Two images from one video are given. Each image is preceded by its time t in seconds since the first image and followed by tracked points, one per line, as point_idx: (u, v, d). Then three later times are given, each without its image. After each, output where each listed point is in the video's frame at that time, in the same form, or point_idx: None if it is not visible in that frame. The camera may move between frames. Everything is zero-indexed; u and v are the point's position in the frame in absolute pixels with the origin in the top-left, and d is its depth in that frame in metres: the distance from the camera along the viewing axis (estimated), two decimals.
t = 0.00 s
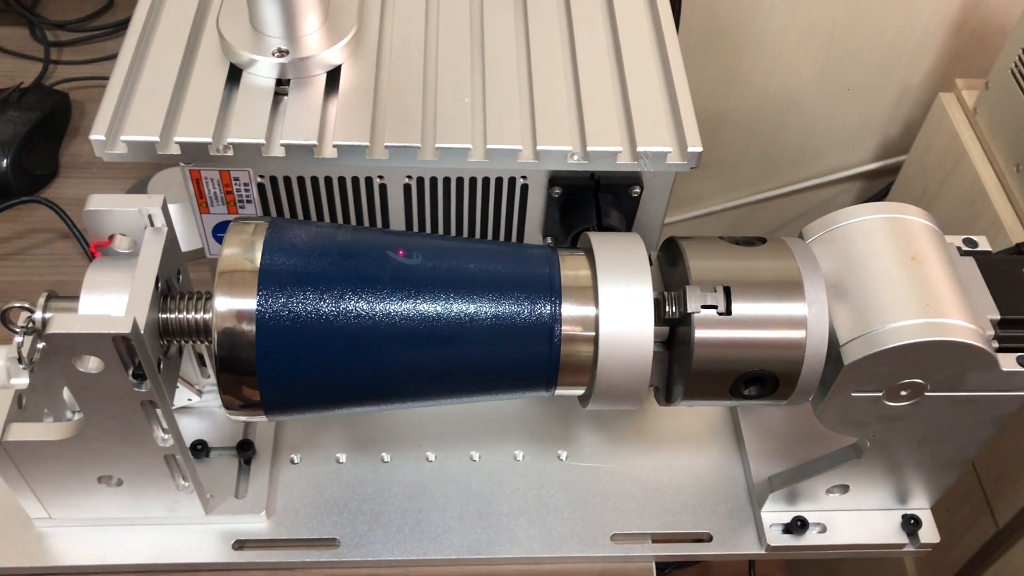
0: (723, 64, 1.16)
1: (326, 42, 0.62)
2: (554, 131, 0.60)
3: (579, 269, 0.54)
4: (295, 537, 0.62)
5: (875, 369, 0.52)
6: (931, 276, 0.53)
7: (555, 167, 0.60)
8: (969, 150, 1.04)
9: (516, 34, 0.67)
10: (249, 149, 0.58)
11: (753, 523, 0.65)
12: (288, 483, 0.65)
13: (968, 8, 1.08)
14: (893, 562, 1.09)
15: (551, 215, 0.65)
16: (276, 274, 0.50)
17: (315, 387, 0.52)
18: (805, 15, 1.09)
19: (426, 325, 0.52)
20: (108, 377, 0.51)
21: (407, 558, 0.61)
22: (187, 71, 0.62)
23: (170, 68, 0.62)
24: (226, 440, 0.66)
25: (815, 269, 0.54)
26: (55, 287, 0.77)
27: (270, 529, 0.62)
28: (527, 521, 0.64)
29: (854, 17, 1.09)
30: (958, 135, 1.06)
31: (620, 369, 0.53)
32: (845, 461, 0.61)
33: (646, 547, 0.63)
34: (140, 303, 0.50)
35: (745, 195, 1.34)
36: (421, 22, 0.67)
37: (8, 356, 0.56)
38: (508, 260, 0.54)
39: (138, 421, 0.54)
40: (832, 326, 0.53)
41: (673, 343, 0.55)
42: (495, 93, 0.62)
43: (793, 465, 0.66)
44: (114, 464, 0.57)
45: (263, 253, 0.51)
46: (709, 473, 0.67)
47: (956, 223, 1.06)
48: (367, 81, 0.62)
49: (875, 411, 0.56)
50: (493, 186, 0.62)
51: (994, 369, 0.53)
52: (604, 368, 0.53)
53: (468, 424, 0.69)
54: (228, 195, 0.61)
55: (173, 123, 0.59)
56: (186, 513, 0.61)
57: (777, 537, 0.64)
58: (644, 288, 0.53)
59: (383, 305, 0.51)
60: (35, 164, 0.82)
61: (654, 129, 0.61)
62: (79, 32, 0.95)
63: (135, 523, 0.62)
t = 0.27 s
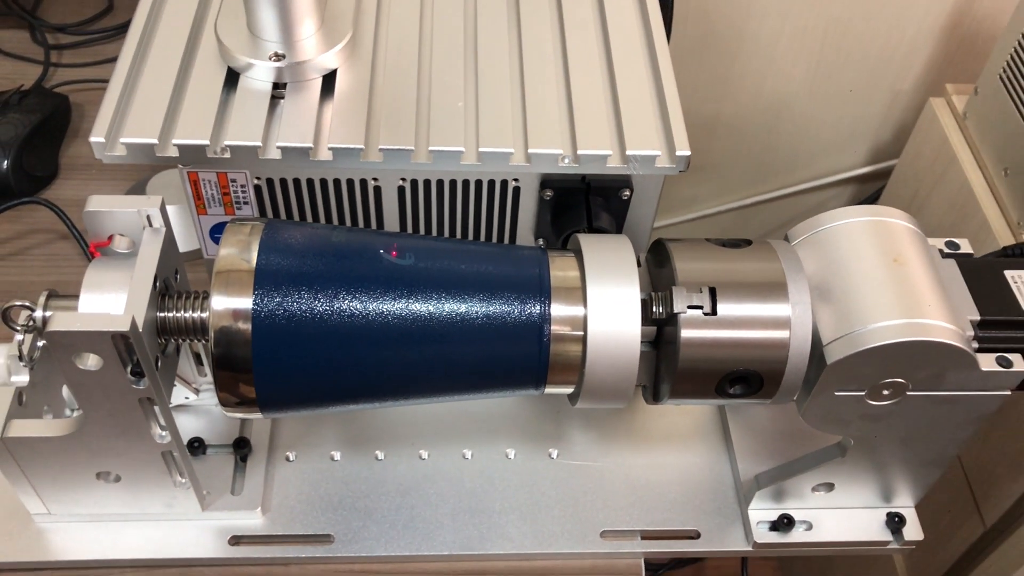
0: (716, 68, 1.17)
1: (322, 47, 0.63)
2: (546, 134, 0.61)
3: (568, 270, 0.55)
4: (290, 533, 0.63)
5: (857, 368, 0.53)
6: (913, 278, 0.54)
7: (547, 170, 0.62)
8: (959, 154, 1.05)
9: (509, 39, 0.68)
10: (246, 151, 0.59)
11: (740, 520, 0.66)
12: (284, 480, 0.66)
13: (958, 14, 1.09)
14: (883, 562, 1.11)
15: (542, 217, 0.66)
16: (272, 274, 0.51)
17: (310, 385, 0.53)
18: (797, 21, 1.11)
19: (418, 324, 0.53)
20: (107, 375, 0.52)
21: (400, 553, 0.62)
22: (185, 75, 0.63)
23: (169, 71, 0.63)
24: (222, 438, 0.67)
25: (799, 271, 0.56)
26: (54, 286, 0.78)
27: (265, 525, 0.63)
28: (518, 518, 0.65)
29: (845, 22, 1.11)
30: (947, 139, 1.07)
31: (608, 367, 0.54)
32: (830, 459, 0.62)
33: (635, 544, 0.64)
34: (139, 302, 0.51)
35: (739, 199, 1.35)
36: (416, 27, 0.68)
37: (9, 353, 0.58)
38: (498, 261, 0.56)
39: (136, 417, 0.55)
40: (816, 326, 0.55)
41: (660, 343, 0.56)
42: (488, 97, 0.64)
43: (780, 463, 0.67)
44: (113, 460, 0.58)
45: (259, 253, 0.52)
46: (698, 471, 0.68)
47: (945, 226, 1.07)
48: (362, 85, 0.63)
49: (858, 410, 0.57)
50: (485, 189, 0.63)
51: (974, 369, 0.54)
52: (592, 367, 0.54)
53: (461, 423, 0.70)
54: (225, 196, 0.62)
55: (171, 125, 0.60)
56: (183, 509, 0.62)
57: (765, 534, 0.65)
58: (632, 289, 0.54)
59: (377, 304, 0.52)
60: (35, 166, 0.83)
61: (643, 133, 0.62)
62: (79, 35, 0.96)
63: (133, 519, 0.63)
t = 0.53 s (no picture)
0: (713, 70, 1.18)
1: (322, 49, 0.64)
2: (542, 136, 0.62)
3: (564, 269, 0.56)
4: (290, 528, 0.64)
5: (847, 365, 0.54)
6: (902, 277, 0.55)
7: (543, 171, 0.63)
8: (953, 156, 1.06)
9: (506, 42, 0.70)
10: (247, 152, 0.60)
11: (734, 516, 0.67)
12: (284, 476, 0.67)
13: (953, 17, 1.10)
14: (879, 560, 1.12)
15: (539, 217, 0.67)
16: (273, 272, 0.52)
17: (310, 381, 0.54)
18: (793, 24, 1.12)
19: (416, 322, 0.54)
20: (111, 371, 0.53)
21: (398, 548, 0.63)
22: (188, 77, 0.64)
23: (172, 73, 0.64)
24: (224, 434, 0.68)
25: (790, 269, 0.57)
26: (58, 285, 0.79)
27: (266, 520, 0.64)
28: (514, 514, 0.66)
29: (841, 25, 1.12)
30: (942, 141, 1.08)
31: (603, 364, 0.55)
32: (822, 455, 0.63)
33: (630, 539, 0.65)
34: (142, 299, 0.52)
35: (737, 200, 1.36)
36: (415, 30, 0.69)
37: (15, 349, 0.59)
38: (495, 260, 0.57)
39: (140, 413, 0.56)
40: (807, 324, 0.56)
41: (653, 341, 0.58)
42: (486, 99, 0.65)
43: (773, 460, 0.68)
44: (116, 455, 0.59)
45: (260, 252, 0.53)
46: (693, 468, 0.69)
47: (940, 228, 1.08)
48: (362, 87, 0.64)
49: (849, 406, 0.58)
50: (483, 189, 0.64)
51: (962, 366, 0.55)
52: (587, 364, 0.55)
53: (459, 420, 0.71)
54: (227, 196, 0.63)
55: (174, 126, 0.61)
56: (185, 504, 0.63)
57: (758, 530, 0.66)
58: (626, 287, 0.55)
59: (376, 302, 0.53)
60: (40, 166, 0.84)
61: (638, 134, 0.63)
62: (82, 37, 0.97)
63: (135, 513, 0.64)
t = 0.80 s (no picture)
0: (709, 72, 1.19)
1: (321, 51, 0.65)
2: (537, 137, 0.63)
3: (557, 268, 0.57)
4: (288, 523, 0.65)
5: (835, 363, 0.55)
6: (890, 276, 0.56)
7: (538, 171, 0.64)
8: (947, 157, 1.07)
9: (502, 44, 0.71)
10: (247, 153, 0.61)
11: (726, 512, 0.68)
12: (283, 472, 0.68)
13: (947, 20, 1.11)
14: (874, 558, 1.12)
15: (535, 217, 0.68)
16: (271, 271, 0.53)
17: (308, 377, 0.55)
18: (788, 26, 1.13)
19: (412, 320, 0.55)
20: (113, 368, 0.54)
21: (394, 543, 0.64)
22: (189, 78, 0.65)
23: (173, 75, 0.65)
24: (223, 431, 0.69)
25: (780, 269, 0.58)
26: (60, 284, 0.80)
27: (264, 515, 0.65)
28: (509, 509, 0.67)
29: (836, 28, 1.13)
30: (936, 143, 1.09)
31: (596, 362, 0.56)
32: (812, 452, 0.64)
33: (624, 535, 0.66)
34: (143, 298, 0.53)
35: (734, 201, 1.37)
36: (412, 32, 0.70)
37: (18, 346, 0.60)
38: (490, 259, 0.58)
39: (141, 409, 0.57)
40: (796, 323, 0.56)
41: (645, 339, 0.59)
42: (482, 101, 0.66)
43: (764, 457, 0.69)
44: (117, 451, 0.60)
45: (259, 251, 0.54)
46: (685, 465, 0.70)
47: (934, 228, 1.09)
48: (360, 88, 0.65)
49: (838, 404, 0.59)
50: (479, 190, 0.65)
51: (948, 364, 0.56)
52: (579, 362, 0.56)
53: (455, 417, 0.72)
54: (227, 196, 0.64)
55: (175, 127, 0.62)
56: (184, 499, 0.64)
57: (749, 526, 0.67)
58: (618, 287, 0.56)
59: (372, 300, 0.54)
60: (42, 166, 0.85)
61: (632, 136, 0.64)
62: (83, 38, 0.98)
63: (136, 509, 0.65)
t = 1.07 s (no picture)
0: (707, 73, 1.20)
1: (321, 51, 0.66)
2: (534, 136, 0.64)
3: (552, 266, 0.58)
4: (286, 516, 0.66)
5: (826, 361, 0.56)
6: (880, 275, 0.57)
7: (534, 171, 0.64)
8: (942, 159, 1.08)
9: (500, 45, 0.71)
10: (247, 151, 0.62)
11: (719, 508, 0.69)
12: (281, 466, 0.69)
13: (943, 23, 1.12)
14: (868, 556, 1.13)
15: (531, 216, 0.69)
16: (270, 267, 0.54)
17: (306, 372, 0.56)
18: (785, 28, 1.14)
19: (408, 316, 0.56)
20: (113, 362, 0.55)
21: (391, 537, 0.65)
22: (190, 77, 0.66)
23: (174, 74, 0.66)
24: (222, 425, 0.70)
25: (772, 267, 0.58)
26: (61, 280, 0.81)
27: (262, 509, 0.66)
28: (505, 504, 0.68)
29: (833, 30, 1.13)
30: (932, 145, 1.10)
31: (590, 358, 0.57)
32: (803, 448, 0.65)
33: (617, 530, 0.67)
34: (144, 292, 0.54)
35: (732, 202, 1.38)
36: (411, 32, 0.71)
37: (19, 341, 0.60)
38: (486, 256, 0.58)
39: (141, 403, 0.58)
40: (788, 320, 0.57)
41: (639, 336, 0.59)
42: (479, 100, 0.66)
43: (757, 454, 0.70)
44: (117, 444, 0.61)
45: (258, 247, 0.55)
46: (679, 461, 0.71)
47: (929, 230, 1.10)
48: (359, 88, 0.66)
49: (829, 401, 0.60)
50: (476, 188, 0.66)
51: (937, 362, 0.57)
52: (573, 358, 0.57)
53: (452, 413, 0.73)
54: (227, 194, 0.65)
55: (176, 125, 0.63)
56: (183, 492, 0.65)
57: (742, 521, 0.67)
58: (612, 284, 0.57)
59: (369, 296, 0.55)
60: (44, 163, 0.86)
61: (627, 136, 0.65)
62: (86, 37, 0.99)
63: (136, 502, 0.66)
